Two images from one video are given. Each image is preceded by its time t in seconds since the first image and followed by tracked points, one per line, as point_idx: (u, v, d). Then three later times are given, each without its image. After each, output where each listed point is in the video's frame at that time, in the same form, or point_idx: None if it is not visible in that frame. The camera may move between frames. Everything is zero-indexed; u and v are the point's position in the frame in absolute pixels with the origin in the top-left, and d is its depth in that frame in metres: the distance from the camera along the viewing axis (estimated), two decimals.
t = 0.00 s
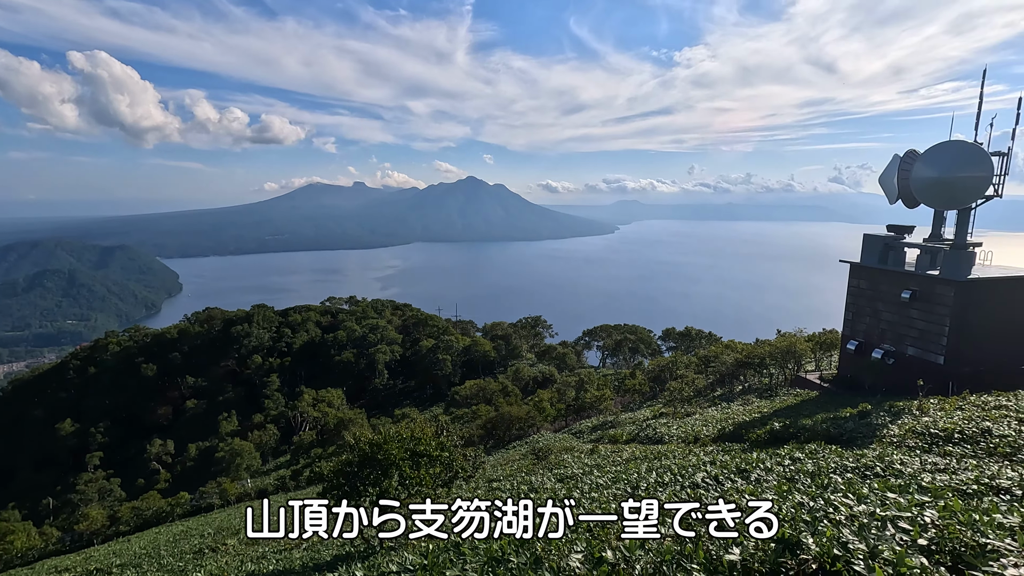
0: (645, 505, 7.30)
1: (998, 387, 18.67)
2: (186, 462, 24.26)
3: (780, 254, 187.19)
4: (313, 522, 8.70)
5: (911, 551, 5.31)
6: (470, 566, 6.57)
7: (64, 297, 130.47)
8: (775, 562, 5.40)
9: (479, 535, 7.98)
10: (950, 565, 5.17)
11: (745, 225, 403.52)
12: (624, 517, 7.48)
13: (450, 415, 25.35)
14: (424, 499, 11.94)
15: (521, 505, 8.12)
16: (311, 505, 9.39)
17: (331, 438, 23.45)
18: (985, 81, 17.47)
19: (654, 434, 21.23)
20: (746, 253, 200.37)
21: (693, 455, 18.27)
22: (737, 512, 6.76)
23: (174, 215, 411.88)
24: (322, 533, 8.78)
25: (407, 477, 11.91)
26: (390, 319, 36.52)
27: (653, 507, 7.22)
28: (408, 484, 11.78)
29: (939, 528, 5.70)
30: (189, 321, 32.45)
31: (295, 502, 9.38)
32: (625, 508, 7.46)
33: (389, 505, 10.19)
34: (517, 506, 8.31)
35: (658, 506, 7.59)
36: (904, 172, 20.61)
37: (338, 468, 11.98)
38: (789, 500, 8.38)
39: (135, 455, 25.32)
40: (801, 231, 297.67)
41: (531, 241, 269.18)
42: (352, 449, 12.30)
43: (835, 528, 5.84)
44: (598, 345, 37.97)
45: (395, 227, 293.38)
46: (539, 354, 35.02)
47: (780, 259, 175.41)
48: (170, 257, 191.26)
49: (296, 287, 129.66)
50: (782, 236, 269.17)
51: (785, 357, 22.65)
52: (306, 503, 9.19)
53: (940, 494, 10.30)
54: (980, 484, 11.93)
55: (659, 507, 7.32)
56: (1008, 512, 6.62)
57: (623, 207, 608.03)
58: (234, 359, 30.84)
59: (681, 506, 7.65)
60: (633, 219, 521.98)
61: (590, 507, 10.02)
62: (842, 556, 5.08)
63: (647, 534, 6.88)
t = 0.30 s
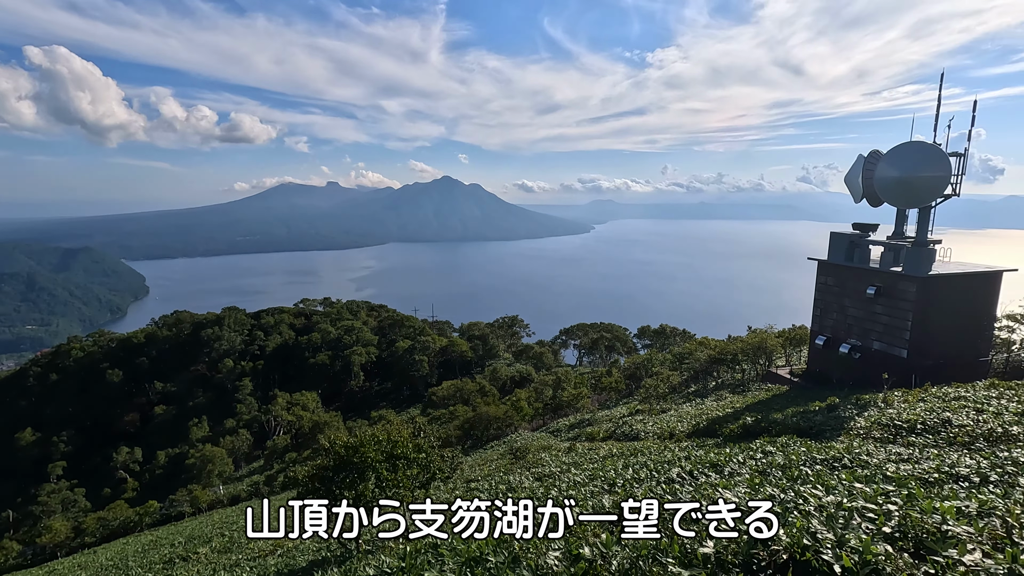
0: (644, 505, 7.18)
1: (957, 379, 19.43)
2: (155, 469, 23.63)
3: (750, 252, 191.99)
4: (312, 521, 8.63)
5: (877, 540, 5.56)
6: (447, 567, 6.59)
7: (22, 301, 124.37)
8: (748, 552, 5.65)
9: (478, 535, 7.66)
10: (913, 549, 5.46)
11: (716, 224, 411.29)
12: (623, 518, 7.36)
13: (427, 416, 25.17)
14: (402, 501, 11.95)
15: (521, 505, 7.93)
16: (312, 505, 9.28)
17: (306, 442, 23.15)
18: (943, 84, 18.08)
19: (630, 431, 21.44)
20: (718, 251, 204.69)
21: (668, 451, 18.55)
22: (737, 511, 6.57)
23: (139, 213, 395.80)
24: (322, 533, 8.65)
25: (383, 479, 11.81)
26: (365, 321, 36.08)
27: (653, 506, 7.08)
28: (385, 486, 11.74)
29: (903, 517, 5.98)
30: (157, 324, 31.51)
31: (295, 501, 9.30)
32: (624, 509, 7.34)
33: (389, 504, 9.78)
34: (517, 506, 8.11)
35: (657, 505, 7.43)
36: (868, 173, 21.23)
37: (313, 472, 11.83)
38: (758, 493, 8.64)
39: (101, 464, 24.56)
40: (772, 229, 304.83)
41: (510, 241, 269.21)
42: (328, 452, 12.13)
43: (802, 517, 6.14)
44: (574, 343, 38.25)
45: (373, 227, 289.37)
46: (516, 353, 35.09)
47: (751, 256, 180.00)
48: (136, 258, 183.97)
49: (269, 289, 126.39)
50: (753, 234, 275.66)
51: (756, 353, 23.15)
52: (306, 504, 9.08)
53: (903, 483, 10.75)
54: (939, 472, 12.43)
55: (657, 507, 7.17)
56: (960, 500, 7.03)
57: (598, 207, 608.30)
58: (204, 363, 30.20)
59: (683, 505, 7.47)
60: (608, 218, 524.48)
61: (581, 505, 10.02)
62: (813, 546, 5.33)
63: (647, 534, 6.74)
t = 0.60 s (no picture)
0: (644, 505, 7.01)
1: (921, 372, 20.11)
2: (123, 478, 23.01)
3: (725, 250, 195.62)
4: (310, 522, 8.52)
5: (846, 530, 5.73)
6: (426, 569, 6.62)
7: None
8: (722, 543, 5.92)
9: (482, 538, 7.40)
10: (879, 539, 5.67)
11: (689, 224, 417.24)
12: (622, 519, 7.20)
13: (405, 418, 24.99)
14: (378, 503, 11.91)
15: (522, 505, 7.71)
16: (312, 504, 9.13)
17: (280, 447, 22.82)
18: (905, 87, 18.65)
19: (607, 428, 21.63)
20: (694, 250, 207.80)
21: (645, 447, 18.76)
22: (738, 511, 6.39)
23: (104, 213, 380.67)
24: (323, 533, 8.52)
25: (361, 483, 11.71)
26: (340, 322, 35.58)
27: (653, 506, 6.92)
28: (363, 490, 11.63)
29: (867, 506, 6.27)
30: (123, 328, 30.55)
31: (295, 500, 9.12)
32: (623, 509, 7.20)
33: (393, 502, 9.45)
34: (519, 505, 7.93)
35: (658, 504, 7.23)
36: (835, 173, 21.76)
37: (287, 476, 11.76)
38: (734, 487, 8.80)
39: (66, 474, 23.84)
40: (745, 227, 311.80)
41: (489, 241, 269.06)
42: (305, 456, 11.98)
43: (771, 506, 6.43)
44: (552, 343, 38.42)
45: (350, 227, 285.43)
46: (493, 354, 35.08)
47: (725, 254, 183.54)
48: (101, 259, 176.69)
49: (241, 291, 123.19)
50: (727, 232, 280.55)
51: (729, 349, 23.56)
52: (308, 502, 8.94)
53: (870, 475, 11.09)
54: (903, 463, 12.87)
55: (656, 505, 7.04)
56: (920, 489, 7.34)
57: (575, 207, 608.46)
58: (174, 368, 29.54)
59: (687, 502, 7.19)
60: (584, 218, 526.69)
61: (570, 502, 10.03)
62: (783, 537, 5.59)
63: (646, 534, 6.57)
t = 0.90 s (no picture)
0: (643, 504, 6.77)
1: (887, 367, 20.71)
2: (89, 488, 22.35)
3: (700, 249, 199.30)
4: (309, 523, 8.45)
5: (815, 522, 5.95)
6: (404, 571, 6.56)
7: None
8: (694, 539, 6.00)
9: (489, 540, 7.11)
10: (847, 528, 5.90)
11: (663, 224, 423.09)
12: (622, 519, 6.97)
13: (383, 421, 24.79)
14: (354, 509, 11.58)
15: (520, 503, 7.45)
16: (311, 505, 9.11)
17: (254, 453, 22.44)
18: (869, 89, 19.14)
19: (586, 427, 21.74)
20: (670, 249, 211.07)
21: (623, 445, 18.94)
22: (738, 511, 6.19)
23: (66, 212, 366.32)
24: (322, 533, 8.46)
25: (337, 486, 11.55)
26: (316, 324, 35.05)
27: (653, 505, 6.68)
28: (339, 493, 11.47)
29: (836, 498, 6.48)
30: (88, 333, 29.57)
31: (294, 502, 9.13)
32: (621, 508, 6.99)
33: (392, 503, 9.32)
34: (518, 505, 7.72)
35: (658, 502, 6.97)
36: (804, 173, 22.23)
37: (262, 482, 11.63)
38: (707, 482, 8.90)
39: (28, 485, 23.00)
40: (717, 227, 317.71)
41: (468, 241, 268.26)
42: (279, 461, 11.82)
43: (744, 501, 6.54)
44: (529, 342, 38.59)
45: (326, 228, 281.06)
46: (471, 354, 35.07)
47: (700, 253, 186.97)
48: (63, 260, 169.37)
49: (213, 293, 119.94)
50: (701, 232, 285.14)
51: (704, 347, 23.92)
52: (307, 503, 8.94)
53: (838, 468, 11.38)
54: (870, 455, 13.24)
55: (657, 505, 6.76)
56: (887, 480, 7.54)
57: (551, 207, 608.66)
58: (142, 373, 28.81)
59: (686, 502, 6.96)
60: (561, 218, 529.28)
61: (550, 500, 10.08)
62: (783, 537, 5.47)
63: (646, 534, 6.29)
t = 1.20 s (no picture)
0: (643, 503, 6.57)
1: (856, 363, 21.26)
2: (54, 498, 21.71)
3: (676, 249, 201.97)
4: (310, 521, 8.18)
5: (786, 514, 6.11)
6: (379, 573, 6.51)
7: None
8: (671, 534, 6.12)
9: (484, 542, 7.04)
10: (814, 522, 6.06)
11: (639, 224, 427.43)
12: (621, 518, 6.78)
13: (361, 423, 24.58)
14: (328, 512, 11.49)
15: (520, 503, 7.29)
16: (311, 504, 8.80)
17: (228, 458, 22.09)
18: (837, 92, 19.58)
19: (565, 426, 21.83)
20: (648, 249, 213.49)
21: (601, 443, 19.07)
22: (737, 509, 6.11)
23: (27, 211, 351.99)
24: (322, 533, 8.19)
25: (311, 489, 11.43)
26: (292, 326, 34.51)
27: (653, 504, 6.48)
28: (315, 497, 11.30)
29: (805, 490, 6.65)
30: (53, 337, 28.62)
31: (293, 502, 8.83)
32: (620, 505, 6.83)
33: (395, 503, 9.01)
34: (518, 504, 7.53)
35: (658, 499, 6.78)
36: (776, 173, 22.62)
37: (236, 487, 11.32)
38: (682, 478, 9.01)
39: None
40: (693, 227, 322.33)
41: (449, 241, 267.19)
42: (250, 466, 11.55)
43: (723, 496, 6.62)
44: (509, 342, 38.64)
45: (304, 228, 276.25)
46: (450, 354, 35.00)
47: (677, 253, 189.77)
48: (26, 260, 162.71)
49: (184, 296, 116.45)
50: (677, 232, 288.64)
51: (680, 345, 24.19)
52: (307, 503, 8.62)
53: (810, 462, 11.64)
54: (840, 449, 13.57)
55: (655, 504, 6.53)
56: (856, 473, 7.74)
57: (529, 207, 608.39)
58: (111, 379, 28.03)
59: (684, 497, 6.78)
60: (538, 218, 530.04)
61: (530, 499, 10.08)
62: (785, 535, 5.53)
63: (646, 534, 6.17)
